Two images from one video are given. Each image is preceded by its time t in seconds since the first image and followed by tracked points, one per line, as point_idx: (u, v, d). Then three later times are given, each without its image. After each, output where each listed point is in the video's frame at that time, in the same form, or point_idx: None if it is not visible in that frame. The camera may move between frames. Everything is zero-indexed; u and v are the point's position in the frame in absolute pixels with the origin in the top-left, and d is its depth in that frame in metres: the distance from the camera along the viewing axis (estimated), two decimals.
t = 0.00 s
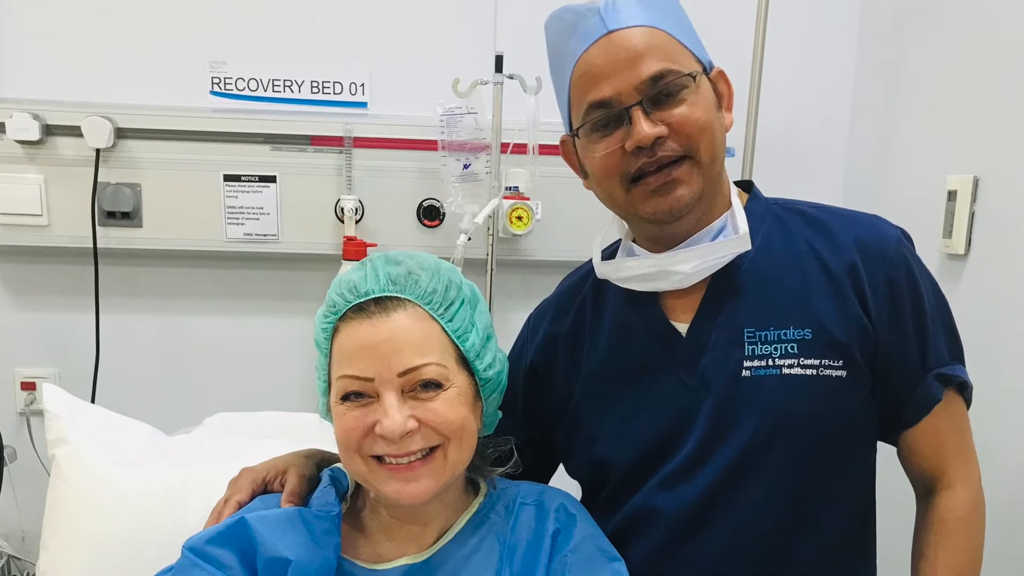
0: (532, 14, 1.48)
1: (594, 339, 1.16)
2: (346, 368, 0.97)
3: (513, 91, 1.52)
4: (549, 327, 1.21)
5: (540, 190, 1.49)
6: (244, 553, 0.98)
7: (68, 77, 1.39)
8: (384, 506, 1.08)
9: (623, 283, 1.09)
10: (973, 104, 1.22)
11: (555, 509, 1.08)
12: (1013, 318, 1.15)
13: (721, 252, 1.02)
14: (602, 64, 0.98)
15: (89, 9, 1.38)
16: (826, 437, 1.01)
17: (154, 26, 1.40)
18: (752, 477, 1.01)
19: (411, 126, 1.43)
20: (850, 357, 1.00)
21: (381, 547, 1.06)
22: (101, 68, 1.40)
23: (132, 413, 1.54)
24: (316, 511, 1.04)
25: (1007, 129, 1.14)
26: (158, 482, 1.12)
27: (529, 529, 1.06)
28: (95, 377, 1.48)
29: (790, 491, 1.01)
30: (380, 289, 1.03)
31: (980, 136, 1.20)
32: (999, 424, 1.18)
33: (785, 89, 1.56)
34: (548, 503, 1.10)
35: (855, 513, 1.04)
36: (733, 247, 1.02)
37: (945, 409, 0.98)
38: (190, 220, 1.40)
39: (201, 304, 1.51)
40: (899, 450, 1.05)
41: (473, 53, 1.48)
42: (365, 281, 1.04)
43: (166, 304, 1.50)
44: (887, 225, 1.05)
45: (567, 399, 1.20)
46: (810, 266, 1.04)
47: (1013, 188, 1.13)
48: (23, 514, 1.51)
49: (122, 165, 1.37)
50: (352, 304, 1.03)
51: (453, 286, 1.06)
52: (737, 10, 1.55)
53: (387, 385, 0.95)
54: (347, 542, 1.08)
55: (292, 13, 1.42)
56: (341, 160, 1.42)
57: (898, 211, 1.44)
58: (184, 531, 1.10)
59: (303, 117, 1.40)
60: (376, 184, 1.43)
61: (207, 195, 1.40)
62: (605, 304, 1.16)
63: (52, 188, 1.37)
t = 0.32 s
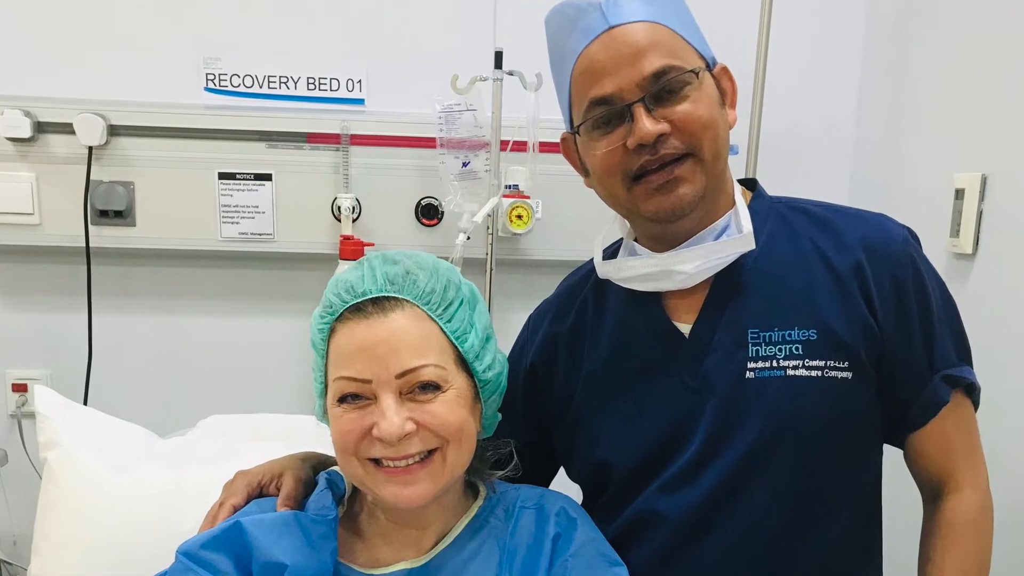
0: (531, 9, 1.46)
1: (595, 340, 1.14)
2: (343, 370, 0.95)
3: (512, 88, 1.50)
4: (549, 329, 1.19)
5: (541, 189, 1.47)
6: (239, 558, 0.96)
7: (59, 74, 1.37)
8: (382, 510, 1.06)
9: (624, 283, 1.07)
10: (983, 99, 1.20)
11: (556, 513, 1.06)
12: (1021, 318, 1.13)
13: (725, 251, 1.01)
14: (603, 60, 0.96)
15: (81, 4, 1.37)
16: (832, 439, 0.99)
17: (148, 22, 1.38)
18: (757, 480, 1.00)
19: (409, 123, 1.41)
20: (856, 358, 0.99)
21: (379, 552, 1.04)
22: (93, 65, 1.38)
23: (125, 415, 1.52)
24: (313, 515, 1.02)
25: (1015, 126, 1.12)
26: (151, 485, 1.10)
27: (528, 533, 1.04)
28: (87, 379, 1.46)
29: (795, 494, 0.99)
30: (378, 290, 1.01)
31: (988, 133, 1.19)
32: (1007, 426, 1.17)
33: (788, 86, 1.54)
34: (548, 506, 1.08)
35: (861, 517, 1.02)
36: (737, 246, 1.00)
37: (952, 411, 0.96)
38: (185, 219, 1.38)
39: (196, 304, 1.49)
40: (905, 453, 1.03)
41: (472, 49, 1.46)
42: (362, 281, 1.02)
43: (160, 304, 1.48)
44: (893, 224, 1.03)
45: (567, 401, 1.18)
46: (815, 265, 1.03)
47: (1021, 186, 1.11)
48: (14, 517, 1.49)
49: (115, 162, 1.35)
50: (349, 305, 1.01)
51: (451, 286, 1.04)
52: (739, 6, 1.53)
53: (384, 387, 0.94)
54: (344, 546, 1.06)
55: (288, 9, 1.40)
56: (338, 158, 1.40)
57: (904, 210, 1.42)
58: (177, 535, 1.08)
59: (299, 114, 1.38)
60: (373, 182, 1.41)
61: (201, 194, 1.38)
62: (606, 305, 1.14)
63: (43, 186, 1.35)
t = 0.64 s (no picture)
0: (531, 4, 1.44)
1: (596, 341, 1.12)
2: (340, 371, 0.93)
3: (511, 85, 1.48)
4: (549, 329, 1.17)
5: (541, 187, 1.45)
6: (234, 563, 0.94)
7: (51, 70, 1.36)
8: (379, 514, 1.04)
9: (626, 283, 1.05)
10: (992, 96, 1.18)
11: (556, 517, 1.04)
12: None
13: (728, 251, 0.99)
14: (605, 56, 0.94)
15: None
16: (838, 442, 0.97)
17: (141, 17, 1.36)
18: (761, 484, 0.98)
19: (407, 120, 1.39)
20: (862, 360, 0.97)
21: (376, 557, 1.02)
22: (85, 61, 1.36)
23: (118, 416, 1.50)
24: (309, 520, 1.00)
25: None
26: (144, 489, 1.08)
27: (528, 538, 1.03)
28: (79, 380, 1.44)
29: (800, 498, 0.97)
30: (375, 290, 0.99)
31: (997, 130, 1.17)
32: (1017, 429, 1.15)
33: (790, 82, 1.52)
34: (548, 510, 1.06)
35: (867, 521, 1.00)
36: (741, 246, 0.98)
37: (959, 413, 0.94)
38: (179, 218, 1.36)
39: (190, 304, 1.47)
40: (911, 456, 1.01)
41: (471, 45, 1.44)
42: (359, 281, 1.01)
43: (154, 304, 1.46)
44: (899, 222, 1.01)
45: (568, 402, 1.16)
46: (820, 265, 1.01)
47: None
48: (5, 521, 1.47)
49: (107, 160, 1.33)
50: (346, 305, 0.99)
51: (450, 285, 1.02)
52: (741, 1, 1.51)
53: (381, 388, 0.92)
54: (341, 551, 1.04)
55: (284, 4, 1.38)
56: (335, 155, 1.38)
57: (911, 209, 1.40)
58: (170, 539, 1.06)
59: (295, 111, 1.37)
60: (370, 180, 1.39)
61: (196, 193, 1.36)
62: (607, 305, 1.12)
63: (34, 184, 1.33)
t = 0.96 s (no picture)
0: None
1: (598, 342, 1.10)
2: (336, 373, 0.92)
3: (511, 81, 1.45)
4: (550, 330, 1.15)
5: (541, 185, 1.43)
6: (229, 568, 0.92)
7: (42, 66, 1.34)
8: (376, 518, 1.02)
9: (628, 282, 1.03)
10: (1000, 93, 1.16)
11: (557, 521, 1.02)
12: None
13: (732, 250, 0.97)
14: (607, 52, 0.92)
15: None
16: (845, 445, 0.95)
17: (135, 13, 1.34)
18: (765, 487, 0.96)
19: (405, 117, 1.37)
20: (868, 361, 0.95)
21: (373, 562, 1.00)
22: (77, 57, 1.34)
23: (111, 418, 1.48)
24: (305, 523, 0.98)
25: None
26: (136, 493, 1.06)
27: (529, 543, 1.01)
28: (71, 381, 1.42)
29: (805, 502, 0.95)
30: (372, 290, 0.97)
31: (1005, 128, 1.15)
32: None
33: (793, 79, 1.50)
34: (549, 514, 1.04)
35: (875, 526, 0.98)
36: (745, 245, 0.96)
37: (967, 415, 0.92)
38: (173, 217, 1.35)
39: (185, 304, 1.45)
40: (918, 459, 0.99)
41: (470, 41, 1.42)
42: (356, 281, 0.99)
43: (148, 304, 1.45)
44: (906, 221, 0.99)
45: (569, 404, 1.14)
46: (825, 264, 0.99)
47: None
48: None
49: (99, 158, 1.31)
50: (342, 305, 0.97)
51: (449, 285, 1.00)
52: None
53: (379, 390, 0.90)
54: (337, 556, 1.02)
55: None
56: (331, 153, 1.36)
57: (918, 209, 1.38)
58: (163, 544, 1.04)
59: (291, 108, 1.35)
60: (367, 178, 1.38)
61: (190, 191, 1.34)
62: (609, 306, 1.10)
63: (25, 182, 1.31)
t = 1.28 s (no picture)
0: None
1: (599, 343, 1.08)
2: (333, 374, 0.90)
3: (510, 77, 1.43)
4: (550, 331, 1.13)
5: (541, 183, 1.41)
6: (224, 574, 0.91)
7: (34, 62, 1.32)
8: (374, 523, 1.00)
9: (630, 282, 1.01)
10: (1008, 89, 1.14)
11: (557, 526, 1.01)
12: None
13: (736, 249, 0.95)
14: (607, 47, 0.90)
15: None
16: (851, 448, 0.93)
17: (127, 8, 1.32)
18: (770, 491, 0.94)
19: (402, 114, 1.35)
20: (875, 363, 0.93)
21: (370, 567, 0.99)
22: (69, 53, 1.32)
23: (104, 420, 1.46)
24: (301, 527, 0.97)
25: None
26: (128, 497, 1.04)
27: (529, 547, 0.99)
28: (63, 382, 1.40)
29: (810, 507, 0.93)
30: (369, 290, 0.95)
31: (1014, 125, 1.13)
32: None
33: (796, 76, 1.48)
34: (550, 518, 1.02)
35: (882, 531, 0.96)
36: (749, 244, 0.94)
37: (975, 417, 0.90)
38: (166, 216, 1.33)
39: (179, 304, 1.43)
40: (925, 462, 0.97)
41: (468, 37, 1.40)
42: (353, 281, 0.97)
43: (142, 305, 1.43)
44: (913, 219, 0.97)
45: (569, 406, 1.12)
46: (831, 264, 0.97)
47: None
48: None
49: (91, 155, 1.30)
50: (339, 306, 0.95)
51: (447, 285, 0.99)
52: None
53: (376, 392, 0.88)
54: (334, 561, 1.01)
55: None
56: (328, 150, 1.34)
57: (925, 208, 1.36)
58: (155, 549, 1.02)
59: (286, 105, 1.33)
60: (364, 176, 1.36)
61: (184, 189, 1.32)
62: (611, 306, 1.09)
63: (16, 181, 1.30)
